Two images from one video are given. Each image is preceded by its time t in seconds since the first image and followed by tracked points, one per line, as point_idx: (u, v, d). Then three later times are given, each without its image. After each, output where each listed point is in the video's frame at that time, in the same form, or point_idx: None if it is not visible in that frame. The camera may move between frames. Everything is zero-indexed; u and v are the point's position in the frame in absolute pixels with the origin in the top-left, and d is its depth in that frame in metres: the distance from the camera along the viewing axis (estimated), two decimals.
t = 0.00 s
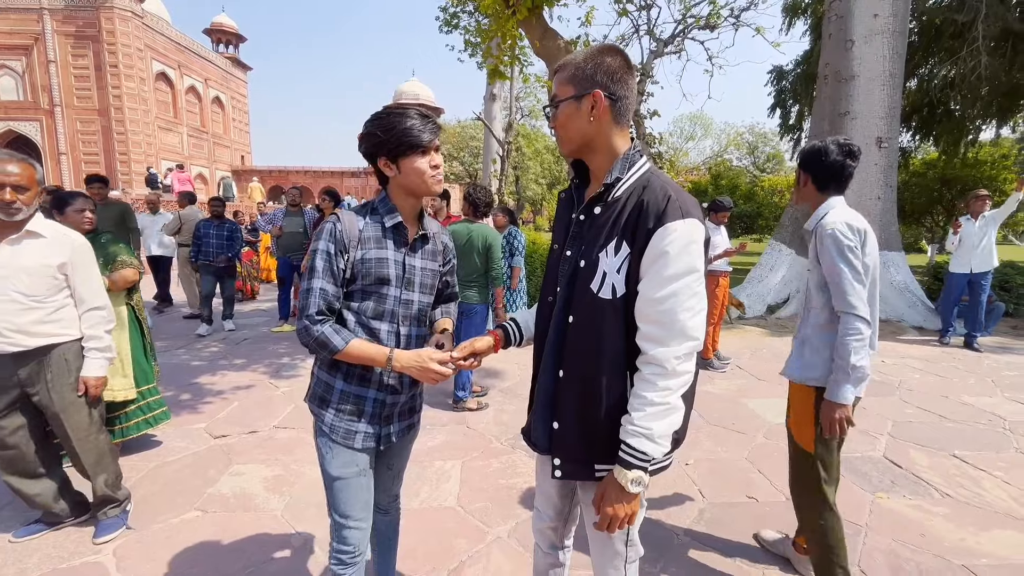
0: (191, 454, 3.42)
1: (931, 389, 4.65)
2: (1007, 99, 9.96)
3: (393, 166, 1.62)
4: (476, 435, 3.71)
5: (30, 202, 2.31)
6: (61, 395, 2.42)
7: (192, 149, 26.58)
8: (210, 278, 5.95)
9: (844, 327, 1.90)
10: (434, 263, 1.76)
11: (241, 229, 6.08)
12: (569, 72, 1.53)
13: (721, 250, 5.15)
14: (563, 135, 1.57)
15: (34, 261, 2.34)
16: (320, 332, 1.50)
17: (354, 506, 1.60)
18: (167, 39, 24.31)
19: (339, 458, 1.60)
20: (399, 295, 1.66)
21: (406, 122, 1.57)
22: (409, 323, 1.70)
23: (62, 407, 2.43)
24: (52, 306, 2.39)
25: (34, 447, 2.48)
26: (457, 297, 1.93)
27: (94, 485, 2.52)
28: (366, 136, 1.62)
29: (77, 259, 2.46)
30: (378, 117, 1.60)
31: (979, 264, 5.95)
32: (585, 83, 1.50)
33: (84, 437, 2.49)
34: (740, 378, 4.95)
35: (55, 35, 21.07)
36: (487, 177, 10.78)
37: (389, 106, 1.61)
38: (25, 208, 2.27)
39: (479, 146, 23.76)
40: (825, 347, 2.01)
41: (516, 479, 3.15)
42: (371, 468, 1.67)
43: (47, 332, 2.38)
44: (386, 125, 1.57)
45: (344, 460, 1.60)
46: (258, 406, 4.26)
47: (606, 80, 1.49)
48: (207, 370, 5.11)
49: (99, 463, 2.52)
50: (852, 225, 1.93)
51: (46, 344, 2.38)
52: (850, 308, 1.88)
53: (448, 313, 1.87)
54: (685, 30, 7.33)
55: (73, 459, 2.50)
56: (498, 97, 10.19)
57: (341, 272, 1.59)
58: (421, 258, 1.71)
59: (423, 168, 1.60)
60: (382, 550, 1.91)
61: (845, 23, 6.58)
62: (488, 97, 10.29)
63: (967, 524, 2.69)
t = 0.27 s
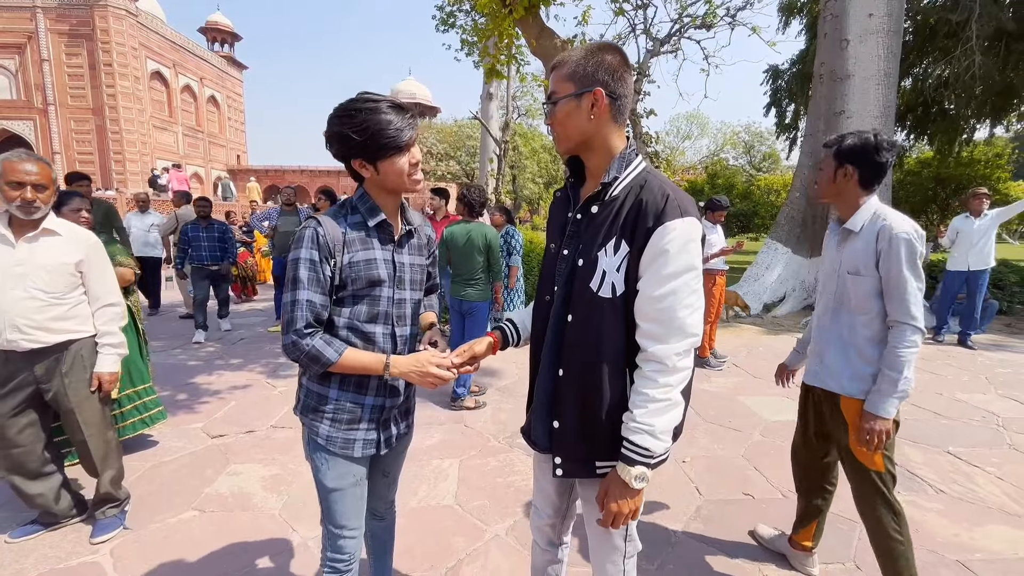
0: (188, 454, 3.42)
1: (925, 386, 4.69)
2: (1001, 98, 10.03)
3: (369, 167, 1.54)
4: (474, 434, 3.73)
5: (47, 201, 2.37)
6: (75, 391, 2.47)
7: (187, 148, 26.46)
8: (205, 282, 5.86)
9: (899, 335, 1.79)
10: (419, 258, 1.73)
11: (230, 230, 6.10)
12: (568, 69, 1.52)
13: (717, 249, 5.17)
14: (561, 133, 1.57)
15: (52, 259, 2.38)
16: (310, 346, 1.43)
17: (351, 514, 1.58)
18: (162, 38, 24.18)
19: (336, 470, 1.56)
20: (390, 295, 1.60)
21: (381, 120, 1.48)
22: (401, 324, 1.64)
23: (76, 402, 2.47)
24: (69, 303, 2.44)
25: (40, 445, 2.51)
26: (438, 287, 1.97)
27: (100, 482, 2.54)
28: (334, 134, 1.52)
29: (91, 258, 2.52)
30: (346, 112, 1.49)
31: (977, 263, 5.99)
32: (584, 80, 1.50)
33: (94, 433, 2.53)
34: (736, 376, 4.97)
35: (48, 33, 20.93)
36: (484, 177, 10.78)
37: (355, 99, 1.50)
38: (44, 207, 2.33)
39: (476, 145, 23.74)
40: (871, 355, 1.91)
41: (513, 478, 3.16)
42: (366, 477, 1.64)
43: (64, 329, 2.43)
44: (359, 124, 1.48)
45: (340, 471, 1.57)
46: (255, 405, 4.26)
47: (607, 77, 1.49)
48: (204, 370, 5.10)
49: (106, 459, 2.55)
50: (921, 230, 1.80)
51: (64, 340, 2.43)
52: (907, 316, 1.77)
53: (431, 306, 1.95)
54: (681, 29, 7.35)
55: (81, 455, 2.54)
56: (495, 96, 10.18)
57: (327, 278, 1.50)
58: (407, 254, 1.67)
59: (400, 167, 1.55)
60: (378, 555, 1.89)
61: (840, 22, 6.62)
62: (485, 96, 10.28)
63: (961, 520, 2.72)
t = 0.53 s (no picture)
0: (187, 453, 3.42)
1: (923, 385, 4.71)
2: (999, 98, 10.04)
3: (340, 151, 1.48)
4: (473, 433, 3.73)
5: (72, 201, 2.42)
6: (93, 387, 2.50)
7: (185, 147, 26.41)
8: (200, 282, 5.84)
9: (1001, 351, 1.61)
10: (397, 253, 1.71)
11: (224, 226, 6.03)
12: (572, 67, 1.52)
13: (716, 248, 5.18)
14: (562, 130, 1.56)
15: (76, 258, 2.44)
16: (296, 368, 1.37)
17: (348, 526, 1.59)
18: (160, 36, 24.12)
19: (334, 483, 1.56)
20: (375, 300, 1.56)
21: (347, 100, 1.43)
22: (389, 327, 1.62)
23: (92, 398, 2.49)
24: (91, 301, 2.50)
25: (56, 443, 2.53)
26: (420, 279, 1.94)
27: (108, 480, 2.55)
28: (301, 117, 1.45)
29: (112, 257, 2.57)
30: (312, 93, 1.43)
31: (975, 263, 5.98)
32: (589, 78, 1.50)
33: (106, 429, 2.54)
34: (734, 375, 4.98)
35: (46, 32, 20.87)
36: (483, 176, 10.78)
37: (319, 79, 1.44)
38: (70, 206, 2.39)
39: (475, 145, 23.73)
40: (958, 373, 1.71)
41: (512, 477, 3.17)
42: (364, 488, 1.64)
43: (86, 327, 2.48)
44: (327, 105, 1.42)
45: (338, 484, 1.56)
46: (254, 405, 4.26)
47: (611, 76, 1.51)
48: (202, 369, 5.10)
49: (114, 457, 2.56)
50: None
51: (85, 337, 2.49)
52: (1015, 332, 1.59)
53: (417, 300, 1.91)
54: (680, 28, 7.36)
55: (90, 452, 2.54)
56: (494, 95, 10.18)
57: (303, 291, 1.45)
58: (384, 251, 1.64)
59: (374, 153, 1.49)
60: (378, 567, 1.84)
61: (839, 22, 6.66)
62: (484, 96, 10.28)
63: (957, 518, 2.73)
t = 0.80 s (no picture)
0: (188, 452, 3.42)
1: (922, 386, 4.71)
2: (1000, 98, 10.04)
3: (331, 145, 1.47)
4: (472, 432, 3.74)
5: (91, 202, 2.47)
6: (105, 386, 2.52)
7: (186, 147, 26.41)
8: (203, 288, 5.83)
9: None
10: (389, 251, 1.71)
11: (234, 230, 6.00)
12: (579, 65, 1.51)
13: (717, 249, 5.17)
14: (565, 129, 1.55)
15: (94, 258, 2.46)
16: (281, 373, 1.37)
17: (348, 531, 1.60)
18: (161, 36, 24.12)
19: (335, 489, 1.56)
20: (367, 301, 1.56)
21: (335, 93, 1.42)
22: (384, 329, 1.62)
23: (102, 395, 2.51)
24: (105, 301, 2.51)
25: (70, 438, 2.58)
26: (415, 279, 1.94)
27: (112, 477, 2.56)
28: (289, 109, 1.44)
29: (127, 259, 2.60)
30: (300, 86, 1.42)
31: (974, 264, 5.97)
32: (596, 77, 1.51)
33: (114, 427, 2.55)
34: (734, 375, 4.98)
35: (47, 31, 20.88)
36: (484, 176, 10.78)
37: (307, 70, 1.44)
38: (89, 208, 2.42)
39: (476, 145, 23.74)
40: (1005, 390, 1.62)
41: (511, 476, 3.17)
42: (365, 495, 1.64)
43: (98, 325, 2.50)
44: (317, 98, 1.41)
45: (339, 490, 1.56)
46: (254, 404, 4.26)
47: (617, 76, 1.52)
48: (203, 368, 5.10)
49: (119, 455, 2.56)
50: None
51: (99, 335, 2.50)
52: None
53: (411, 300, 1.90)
54: (681, 29, 7.36)
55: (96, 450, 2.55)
56: (494, 95, 10.18)
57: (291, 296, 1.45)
58: (375, 249, 1.64)
59: (366, 149, 1.49)
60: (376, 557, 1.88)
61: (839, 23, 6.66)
62: (484, 96, 10.28)
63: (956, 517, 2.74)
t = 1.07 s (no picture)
0: (188, 451, 3.43)
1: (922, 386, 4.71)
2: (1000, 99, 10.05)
3: (338, 145, 1.47)
4: (472, 432, 3.74)
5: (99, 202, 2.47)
6: (108, 385, 2.53)
7: (187, 147, 26.41)
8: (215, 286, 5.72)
9: None
10: (393, 249, 1.68)
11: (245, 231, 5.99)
12: (586, 65, 1.51)
13: (717, 249, 5.17)
14: (569, 128, 1.55)
15: (101, 258, 2.46)
16: (279, 350, 1.35)
17: (350, 533, 1.61)
18: (162, 36, 24.14)
19: (334, 491, 1.57)
20: (365, 300, 1.55)
21: (344, 94, 1.43)
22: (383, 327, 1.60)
23: (106, 395, 2.52)
24: (111, 301, 2.51)
25: (74, 438, 2.60)
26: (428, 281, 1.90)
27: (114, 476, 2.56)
28: (297, 107, 1.45)
29: (134, 259, 2.60)
30: (309, 85, 1.43)
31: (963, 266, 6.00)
32: (602, 77, 1.51)
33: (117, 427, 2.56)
34: (734, 376, 4.98)
35: (48, 31, 20.91)
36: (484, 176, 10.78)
37: (316, 69, 1.44)
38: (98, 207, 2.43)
39: (476, 145, 23.75)
40: None
41: (511, 475, 3.17)
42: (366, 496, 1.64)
43: (103, 325, 2.50)
44: (325, 98, 1.42)
45: (340, 491, 1.57)
46: (255, 403, 4.26)
47: (623, 76, 1.52)
48: (203, 368, 5.10)
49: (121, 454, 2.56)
50: None
51: (103, 335, 2.51)
52: None
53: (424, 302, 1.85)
54: (681, 29, 7.37)
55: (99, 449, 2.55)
56: (494, 96, 10.18)
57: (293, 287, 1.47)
58: (377, 246, 1.62)
59: (372, 149, 1.50)
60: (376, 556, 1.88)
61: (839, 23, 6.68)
62: (485, 96, 10.28)
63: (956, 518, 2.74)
